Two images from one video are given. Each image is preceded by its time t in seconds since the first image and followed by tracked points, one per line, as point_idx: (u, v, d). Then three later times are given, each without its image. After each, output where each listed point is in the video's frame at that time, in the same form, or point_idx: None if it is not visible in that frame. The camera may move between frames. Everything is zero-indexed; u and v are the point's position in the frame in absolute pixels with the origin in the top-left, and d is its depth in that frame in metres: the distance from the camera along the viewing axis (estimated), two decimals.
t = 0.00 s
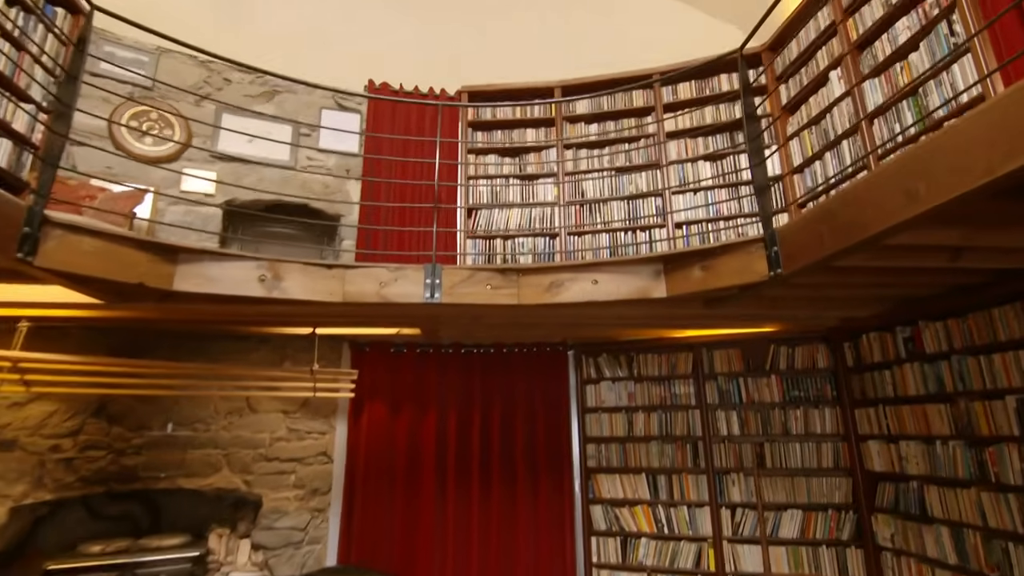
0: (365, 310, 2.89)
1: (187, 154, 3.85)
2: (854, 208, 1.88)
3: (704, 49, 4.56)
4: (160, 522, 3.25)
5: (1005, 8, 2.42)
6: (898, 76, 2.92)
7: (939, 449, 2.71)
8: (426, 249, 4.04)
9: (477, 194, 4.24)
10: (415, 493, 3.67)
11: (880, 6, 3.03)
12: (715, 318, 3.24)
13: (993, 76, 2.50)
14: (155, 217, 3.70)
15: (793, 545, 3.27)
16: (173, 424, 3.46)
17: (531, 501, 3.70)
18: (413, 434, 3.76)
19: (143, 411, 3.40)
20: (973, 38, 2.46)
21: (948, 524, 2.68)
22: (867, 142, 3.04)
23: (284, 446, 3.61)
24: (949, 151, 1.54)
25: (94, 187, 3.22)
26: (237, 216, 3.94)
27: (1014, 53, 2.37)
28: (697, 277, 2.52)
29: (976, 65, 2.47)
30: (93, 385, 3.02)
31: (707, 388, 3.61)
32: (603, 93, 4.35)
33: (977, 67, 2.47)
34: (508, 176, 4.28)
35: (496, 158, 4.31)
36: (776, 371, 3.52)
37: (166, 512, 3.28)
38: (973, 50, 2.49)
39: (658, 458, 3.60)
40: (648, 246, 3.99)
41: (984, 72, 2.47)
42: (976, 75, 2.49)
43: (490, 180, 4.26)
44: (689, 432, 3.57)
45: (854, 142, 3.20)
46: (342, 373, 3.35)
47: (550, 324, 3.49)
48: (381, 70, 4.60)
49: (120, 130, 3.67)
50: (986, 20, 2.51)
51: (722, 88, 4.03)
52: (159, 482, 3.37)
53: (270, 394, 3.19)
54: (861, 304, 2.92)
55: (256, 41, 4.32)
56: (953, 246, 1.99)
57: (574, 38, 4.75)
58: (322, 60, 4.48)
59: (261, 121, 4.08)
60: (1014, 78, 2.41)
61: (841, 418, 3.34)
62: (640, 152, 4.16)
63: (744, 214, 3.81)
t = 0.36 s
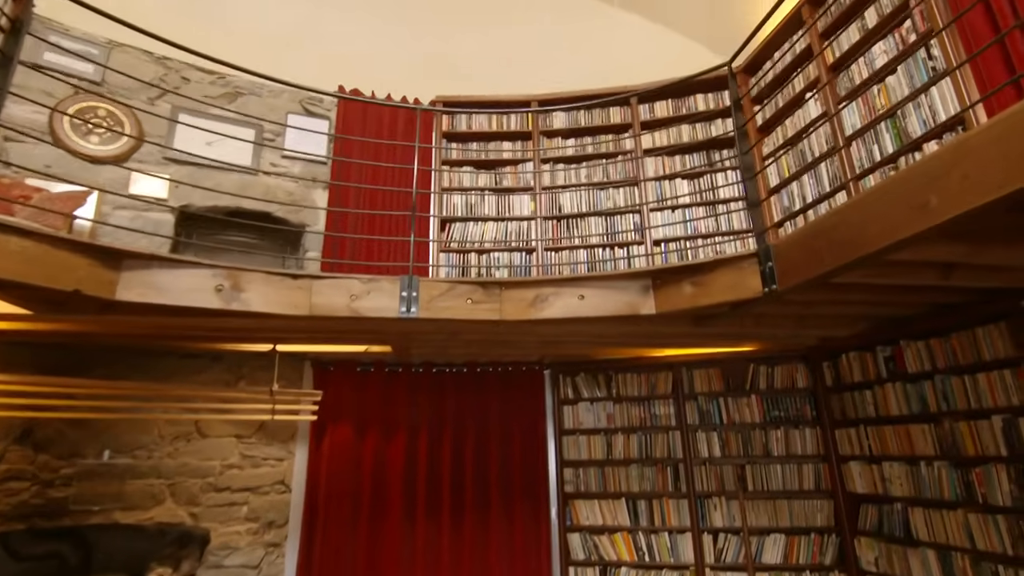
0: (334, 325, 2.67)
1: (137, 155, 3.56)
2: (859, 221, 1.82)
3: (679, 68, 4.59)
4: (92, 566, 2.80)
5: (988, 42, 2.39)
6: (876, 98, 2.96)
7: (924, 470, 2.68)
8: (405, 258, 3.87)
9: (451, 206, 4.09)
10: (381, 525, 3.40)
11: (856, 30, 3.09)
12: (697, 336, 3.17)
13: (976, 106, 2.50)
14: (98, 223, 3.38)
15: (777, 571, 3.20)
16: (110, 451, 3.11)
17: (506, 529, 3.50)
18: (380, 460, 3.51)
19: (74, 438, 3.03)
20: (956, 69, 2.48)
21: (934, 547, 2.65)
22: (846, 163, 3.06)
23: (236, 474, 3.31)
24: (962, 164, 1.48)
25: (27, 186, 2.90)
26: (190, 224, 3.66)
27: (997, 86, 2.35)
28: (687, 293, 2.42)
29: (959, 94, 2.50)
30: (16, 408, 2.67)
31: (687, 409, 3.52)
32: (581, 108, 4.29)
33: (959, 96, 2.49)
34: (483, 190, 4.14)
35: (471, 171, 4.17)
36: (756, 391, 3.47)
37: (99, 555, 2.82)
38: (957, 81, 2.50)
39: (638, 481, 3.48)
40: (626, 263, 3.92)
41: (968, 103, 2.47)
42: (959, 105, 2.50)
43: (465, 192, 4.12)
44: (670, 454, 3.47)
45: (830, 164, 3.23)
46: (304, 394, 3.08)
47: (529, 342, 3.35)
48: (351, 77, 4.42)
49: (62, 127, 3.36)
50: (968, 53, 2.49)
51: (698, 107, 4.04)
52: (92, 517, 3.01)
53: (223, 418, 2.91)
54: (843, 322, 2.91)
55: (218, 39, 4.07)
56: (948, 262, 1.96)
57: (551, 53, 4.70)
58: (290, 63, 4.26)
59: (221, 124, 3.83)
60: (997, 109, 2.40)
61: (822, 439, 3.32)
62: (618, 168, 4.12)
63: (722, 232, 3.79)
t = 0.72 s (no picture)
0: (308, 331, 2.46)
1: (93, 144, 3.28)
2: (877, 231, 1.76)
3: (665, 83, 4.58)
4: None
5: (985, 70, 2.32)
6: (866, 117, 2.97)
7: (917, 491, 2.63)
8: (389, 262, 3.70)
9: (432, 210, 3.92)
10: (350, 550, 3.15)
11: (845, 48, 3.11)
12: (688, 351, 3.07)
13: (972, 130, 2.45)
14: (45, 215, 3.07)
15: None
16: (47, 468, 2.77)
17: (483, 554, 3.30)
18: (350, 479, 3.26)
19: (4, 453, 2.68)
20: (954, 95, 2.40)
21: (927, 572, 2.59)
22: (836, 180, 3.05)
23: (190, 495, 3.02)
24: (995, 173, 1.43)
25: None
26: (149, 220, 3.38)
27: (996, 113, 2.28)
28: (687, 304, 2.32)
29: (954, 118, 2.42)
30: None
31: (674, 427, 3.42)
32: (567, 118, 4.23)
33: (955, 120, 2.42)
34: (466, 196, 3.98)
35: (454, 175, 4.00)
36: (744, 410, 3.40)
37: None
38: (954, 106, 2.43)
39: (623, 503, 3.34)
40: (612, 276, 3.83)
41: (965, 127, 2.39)
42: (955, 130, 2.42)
43: (447, 198, 3.96)
44: (657, 474, 3.35)
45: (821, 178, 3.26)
46: (270, 405, 2.82)
47: (514, 355, 3.19)
48: (331, 75, 4.24)
49: (9, 108, 3.05)
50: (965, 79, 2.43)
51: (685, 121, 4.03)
52: (21, 543, 2.66)
53: (178, 432, 2.63)
54: (835, 339, 2.86)
55: (188, 26, 3.83)
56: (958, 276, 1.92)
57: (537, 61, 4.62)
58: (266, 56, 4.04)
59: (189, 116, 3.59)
60: (994, 135, 2.33)
61: (809, 459, 3.26)
62: (603, 179, 4.04)
63: (709, 246, 3.75)
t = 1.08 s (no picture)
0: (281, 333, 2.25)
1: (42, 121, 2.98)
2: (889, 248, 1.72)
3: (651, 99, 4.57)
4: None
5: (982, 103, 2.36)
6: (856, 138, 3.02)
7: (905, 515, 2.60)
8: (374, 259, 3.51)
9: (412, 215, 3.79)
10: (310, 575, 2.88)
11: (836, 71, 3.17)
12: (677, 368, 2.99)
13: (968, 161, 2.46)
14: None
15: None
16: None
17: None
18: (314, 496, 3.01)
19: None
20: (950, 125, 2.44)
21: None
22: (823, 197, 3.07)
23: (132, 513, 2.71)
24: None
25: None
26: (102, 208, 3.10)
27: (991, 144, 2.32)
28: (688, 318, 2.23)
29: (950, 148, 2.45)
30: None
31: (657, 446, 3.33)
32: (554, 128, 4.17)
33: (950, 149, 2.45)
34: (449, 201, 3.84)
35: (437, 178, 3.90)
36: (728, 429, 3.34)
37: None
38: (949, 135, 2.46)
39: (604, 525, 3.22)
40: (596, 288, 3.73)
41: (960, 157, 2.43)
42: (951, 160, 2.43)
43: (428, 202, 3.81)
44: (639, 495, 3.25)
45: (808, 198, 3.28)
46: (231, 415, 2.55)
47: (497, 368, 3.03)
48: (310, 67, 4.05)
49: None
50: (961, 112, 2.46)
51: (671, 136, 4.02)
52: None
53: (124, 442, 2.36)
54: (824, 359, 2.83)
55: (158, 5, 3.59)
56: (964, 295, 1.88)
57: (524, 67, 4.52)
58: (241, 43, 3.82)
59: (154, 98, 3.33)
60: (990, 166, 2.37)
61: (792, 481, 3.21)
62: (590, 190, 3.97)
63: (695, 262, 3.71)
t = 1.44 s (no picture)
0: (242, 333, 2.03)
1: None
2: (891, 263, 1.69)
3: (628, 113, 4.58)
4: None
5: (960, 136, 2.42)
6: (833, 159, 3.10)
7: (878, 534, 2.60)
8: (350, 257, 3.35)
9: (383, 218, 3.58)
10: None
11: (814, 95, 3.23)
12: (655, 382, 2.93)
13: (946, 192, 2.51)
14: None
15: None
16: None
17: None
18: (265, 514, 2.76)
19: None
20: (929, 157, 2.50)
21: None
22: (800, 216, 3.10)
23: (53, 532, 2.41)
24: None
25: None
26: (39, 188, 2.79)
27: (969, 176, 2.38)
28: (678, 330, 2.17)
29: (929, 178, 2.50)
30: None
31: (631, 463, 3.25)
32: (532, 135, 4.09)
33: (929, 178, 2.51)
34: (422, 203, 3.67)
35: (410, 179, 3.74)
36: (701, 445, 3.30)
37: None
38: (927, 165, 2.52)
39: (575, 544, 3.11)
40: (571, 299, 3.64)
41: (938, 187, 2.49)
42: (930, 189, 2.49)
43: (401, 203, 3.63)
44: (611, 513, 3.16)
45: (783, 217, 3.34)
46: (174, 424, 2.22)
47: (470, 378, 2.88)
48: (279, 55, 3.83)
49: None
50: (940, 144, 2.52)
51: (648, 150, 4.02)
52: None
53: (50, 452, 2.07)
54: (799, 376, 2.83)
55: None
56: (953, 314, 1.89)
57: (503, 72, 4.44)
58: (204, 23, 3.57)
59: (104, 72, 3.03)
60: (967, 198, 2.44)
61: (762, 499, 3.20)
62: (567, 200, 3.90)
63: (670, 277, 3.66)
